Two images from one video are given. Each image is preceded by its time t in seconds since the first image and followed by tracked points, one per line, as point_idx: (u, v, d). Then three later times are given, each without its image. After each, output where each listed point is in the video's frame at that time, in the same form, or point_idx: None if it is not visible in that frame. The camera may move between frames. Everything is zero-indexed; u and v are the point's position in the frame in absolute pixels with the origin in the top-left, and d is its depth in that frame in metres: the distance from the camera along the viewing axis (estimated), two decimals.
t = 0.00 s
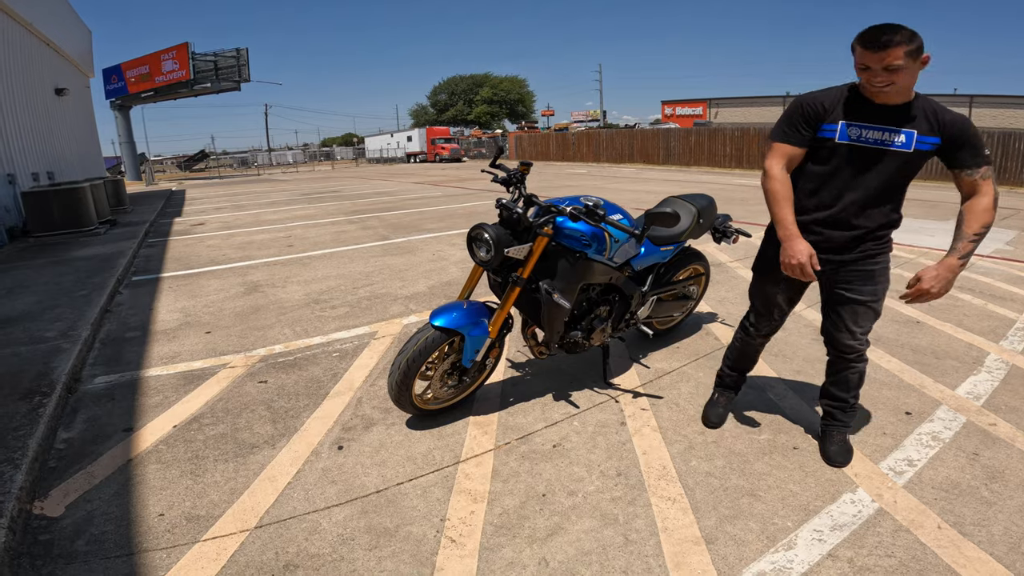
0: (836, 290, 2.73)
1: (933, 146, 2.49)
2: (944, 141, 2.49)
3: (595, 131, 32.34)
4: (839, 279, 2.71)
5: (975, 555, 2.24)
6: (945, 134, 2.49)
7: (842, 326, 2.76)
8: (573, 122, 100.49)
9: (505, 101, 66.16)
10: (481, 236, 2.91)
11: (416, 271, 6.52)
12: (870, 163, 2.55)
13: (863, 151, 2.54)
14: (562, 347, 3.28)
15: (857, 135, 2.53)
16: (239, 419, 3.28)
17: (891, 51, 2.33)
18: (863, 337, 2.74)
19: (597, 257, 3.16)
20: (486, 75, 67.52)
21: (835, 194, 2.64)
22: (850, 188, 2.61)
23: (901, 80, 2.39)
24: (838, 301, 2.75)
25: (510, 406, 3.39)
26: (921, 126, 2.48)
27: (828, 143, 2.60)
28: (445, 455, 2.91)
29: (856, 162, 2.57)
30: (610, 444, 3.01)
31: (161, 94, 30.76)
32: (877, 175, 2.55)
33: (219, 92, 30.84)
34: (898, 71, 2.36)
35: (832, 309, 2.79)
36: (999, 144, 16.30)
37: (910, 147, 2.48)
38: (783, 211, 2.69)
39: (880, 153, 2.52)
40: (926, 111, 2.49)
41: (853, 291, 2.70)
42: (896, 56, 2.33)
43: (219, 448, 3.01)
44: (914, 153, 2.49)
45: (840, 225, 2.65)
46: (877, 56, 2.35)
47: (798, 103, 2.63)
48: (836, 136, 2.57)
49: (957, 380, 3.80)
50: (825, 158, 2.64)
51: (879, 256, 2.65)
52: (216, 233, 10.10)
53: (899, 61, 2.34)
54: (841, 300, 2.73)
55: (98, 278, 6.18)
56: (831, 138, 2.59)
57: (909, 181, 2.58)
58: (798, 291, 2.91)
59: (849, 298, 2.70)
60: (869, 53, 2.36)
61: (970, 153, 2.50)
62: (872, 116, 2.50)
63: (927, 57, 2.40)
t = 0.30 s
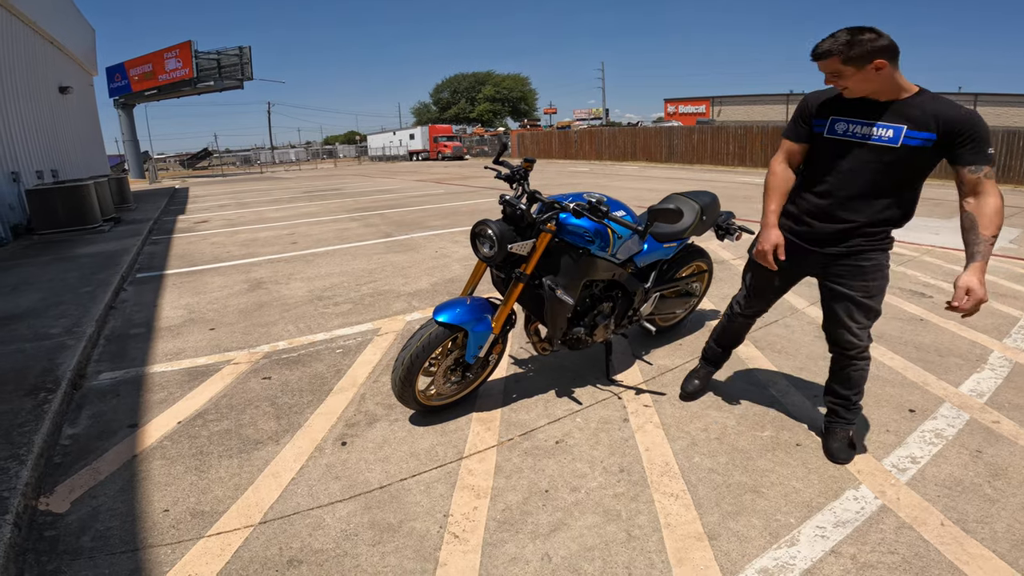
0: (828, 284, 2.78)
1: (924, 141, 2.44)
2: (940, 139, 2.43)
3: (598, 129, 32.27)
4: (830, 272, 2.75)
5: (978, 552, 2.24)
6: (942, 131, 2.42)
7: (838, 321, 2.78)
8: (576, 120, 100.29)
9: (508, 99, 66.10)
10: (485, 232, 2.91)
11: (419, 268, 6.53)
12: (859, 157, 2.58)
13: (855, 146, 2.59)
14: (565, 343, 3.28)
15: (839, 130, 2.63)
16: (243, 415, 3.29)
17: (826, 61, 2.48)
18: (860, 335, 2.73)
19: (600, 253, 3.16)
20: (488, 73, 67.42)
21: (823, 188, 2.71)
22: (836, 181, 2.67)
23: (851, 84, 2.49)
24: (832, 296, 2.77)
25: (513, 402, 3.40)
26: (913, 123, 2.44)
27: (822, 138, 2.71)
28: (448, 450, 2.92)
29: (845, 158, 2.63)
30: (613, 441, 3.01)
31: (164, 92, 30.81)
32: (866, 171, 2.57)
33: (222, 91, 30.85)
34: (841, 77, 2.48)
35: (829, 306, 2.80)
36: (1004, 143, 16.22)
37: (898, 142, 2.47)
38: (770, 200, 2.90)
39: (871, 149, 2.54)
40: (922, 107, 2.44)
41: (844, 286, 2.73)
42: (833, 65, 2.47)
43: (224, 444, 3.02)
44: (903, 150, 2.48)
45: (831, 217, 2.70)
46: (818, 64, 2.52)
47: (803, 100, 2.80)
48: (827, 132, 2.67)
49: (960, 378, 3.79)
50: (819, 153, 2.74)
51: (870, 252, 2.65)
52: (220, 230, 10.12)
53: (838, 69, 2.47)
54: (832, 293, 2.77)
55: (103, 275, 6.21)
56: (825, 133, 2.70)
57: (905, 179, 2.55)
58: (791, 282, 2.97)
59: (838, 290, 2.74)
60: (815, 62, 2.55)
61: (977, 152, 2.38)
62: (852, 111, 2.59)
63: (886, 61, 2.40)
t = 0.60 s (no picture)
0: (790, 282, 2.90)
1: (843, 144, 2.60)
2: (858, 141, 2.56)
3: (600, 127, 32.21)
4: (788, 270, 2.89)
5: (980, 550, 2.24)
6: (857, 134, 2.56)
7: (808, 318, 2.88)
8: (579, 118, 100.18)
9: (510, 97, 66.02)
10: (488, 229, 2.91)
11: (422, 265, 6.53)
12: (790, 163, 2.77)
13: (787, 153, 2.77)
14: (568, 341, 3.29)
15: (771, 140, 2.84)
16: (247, 412, 3.31)
17: (751, 75, 2.68)
18: (839, 332, 2.78)
19: (603, 250, 3.17)
20: (491, 70, 67.30)
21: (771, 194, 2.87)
22: (783, 189, 2.81)
23: (776, 96, 2.68)
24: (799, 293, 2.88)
25: (515, 399, 3.41)
26: (831, 128, 2.61)
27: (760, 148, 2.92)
28: (451, 448, 2.93)
29: (780, 164, 2.81)
30: (615, 438, 3.02)
31: (168, 89, 30.84)
32: (799, 174, 2.75)
33: (224, 89, 30.88)
34: (765, 89, 2.68)
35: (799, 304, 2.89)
36: (1009, 141, 16.13)
37: (820, 147, 2.65)
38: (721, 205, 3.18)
39: (798, 155, 2.73)
40: (840, 114, 2.60)
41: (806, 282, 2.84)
42: (758, 79, 2.67)
43: (228, 441, 3.03)
44: (826, 154, 2.65)
45: (781, 218, 2.85)
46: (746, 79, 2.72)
47: (746, 115, 3.04)
48: (763, 142, 2.88)
49: (963, 376, 3.79)
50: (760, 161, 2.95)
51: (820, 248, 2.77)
52: (223, 228, 10.14)
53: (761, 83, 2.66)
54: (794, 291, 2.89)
55: (107, 272, 6.23)
56: (762, 143, 2.91)
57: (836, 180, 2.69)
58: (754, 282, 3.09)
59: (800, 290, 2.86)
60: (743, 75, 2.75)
61: (891, 150, 2.49)
62: (780, 122, 2.80)
63: (802, 74, 2.59)
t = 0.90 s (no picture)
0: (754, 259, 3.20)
1: (764, 131, 3.01)
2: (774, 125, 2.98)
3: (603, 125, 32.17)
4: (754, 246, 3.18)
5: (980, 549, 2.24)
6: (772, 119, 2.98)
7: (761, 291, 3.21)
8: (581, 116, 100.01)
9: (513, 96, 65.95)
10: (491, 228, 2.92)
11: (424, 264, 6.55)
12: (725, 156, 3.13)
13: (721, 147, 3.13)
14: (569, 339, 3.31)
15: (703, 139, 3.19)
16: (250, 410, 3.32)
17: (670, 91, 3.01)
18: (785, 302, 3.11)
19: (606, 249, 3.17)
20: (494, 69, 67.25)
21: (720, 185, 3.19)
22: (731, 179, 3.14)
23: (699, 101, 3.04)
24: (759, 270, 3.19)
25: (517, 397, 3.42)
26: (750, 118, 3.02)
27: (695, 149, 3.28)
28: (452, 445, 2.94)
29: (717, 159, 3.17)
30: (616, 436, 3.03)
31: (171, 88, 30.88)
32: (736, 163, 3.11)
33: (227, 87, 30.90)
34: (689, 98, 3.02)
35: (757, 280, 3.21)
36: (1013, 140, 16.07)
37: (746, 137, 3.03)
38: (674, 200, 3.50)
39: (731, 147, 3.10)
40: (752, 106, 3.02)
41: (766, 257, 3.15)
42: (679, 93, 3.00)
43: (230, 439, 3.05)
44: (753, 141, 3.04)
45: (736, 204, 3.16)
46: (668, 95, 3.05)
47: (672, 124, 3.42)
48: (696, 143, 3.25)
49: (965, 375, 3.79)
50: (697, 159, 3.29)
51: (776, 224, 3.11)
52: (226, 226, 10.15)
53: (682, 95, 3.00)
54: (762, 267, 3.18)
55: (110, 270, 6.25)
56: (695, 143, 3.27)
57: (766, 161, 3.08)
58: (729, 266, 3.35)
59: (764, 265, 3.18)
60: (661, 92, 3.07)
61: (800, 128, 2.93)
62: (704, 122, 3.17)
63: (711, 78, 2.98)
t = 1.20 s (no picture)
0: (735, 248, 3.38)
1: (770, 133, 3.14)
2: (780, 127, 3.14)
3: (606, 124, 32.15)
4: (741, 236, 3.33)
5: (983, 548, 2.25)
6: (780, 121, 3.13)
7: (724, 273, 3.51)
8: (584, 115, 99.85)
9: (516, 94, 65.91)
10: (495, 227, 2.93)
11: (427, 262, 6.56)
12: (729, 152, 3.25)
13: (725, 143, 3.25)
14: (573, 338, 3.32)
15: (711, 135, 3.27)
16: (255, 408, 3.34)
17: (694, 88, 3.03)
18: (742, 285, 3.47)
19: (609, 248, 3.18)
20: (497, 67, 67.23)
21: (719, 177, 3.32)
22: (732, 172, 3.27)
23: (721, 99, 3.08)
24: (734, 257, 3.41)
25: (521, 396, 3.43)
26: (759, 118, 3.14)
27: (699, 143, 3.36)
28: (456, 443, 2.95)
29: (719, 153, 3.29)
30: (619, 435, 3.04)
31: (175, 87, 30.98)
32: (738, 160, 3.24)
33: (231, 86, 30.98)
34: (713, 95, 3.05)
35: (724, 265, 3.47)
36: (1019, 139, 15.99)
37: (755, 136, 3.15)
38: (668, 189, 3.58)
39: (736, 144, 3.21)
40: (762, 107, 3.14)
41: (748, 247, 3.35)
42: (705, 90, 3.02)
43: (235, 437, 3.06)
44: (758, 141, 3.17)
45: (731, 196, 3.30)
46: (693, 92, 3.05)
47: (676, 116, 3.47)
48: (703, 138, 3.32)
49: (970, 375, 3.78)
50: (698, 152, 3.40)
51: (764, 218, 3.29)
52: (230, 224, 10.19)
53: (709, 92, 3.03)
54: (739, 257, 3.38)
55: (115, 268, 6.29)
56: (701, 138, 3.35)
57: (766, 160, 3.23)
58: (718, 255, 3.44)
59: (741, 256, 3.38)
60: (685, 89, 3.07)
61: (804, 131, 3.11)
62: (715, 119, 3.25)
63: (733, 77, 3.03)
